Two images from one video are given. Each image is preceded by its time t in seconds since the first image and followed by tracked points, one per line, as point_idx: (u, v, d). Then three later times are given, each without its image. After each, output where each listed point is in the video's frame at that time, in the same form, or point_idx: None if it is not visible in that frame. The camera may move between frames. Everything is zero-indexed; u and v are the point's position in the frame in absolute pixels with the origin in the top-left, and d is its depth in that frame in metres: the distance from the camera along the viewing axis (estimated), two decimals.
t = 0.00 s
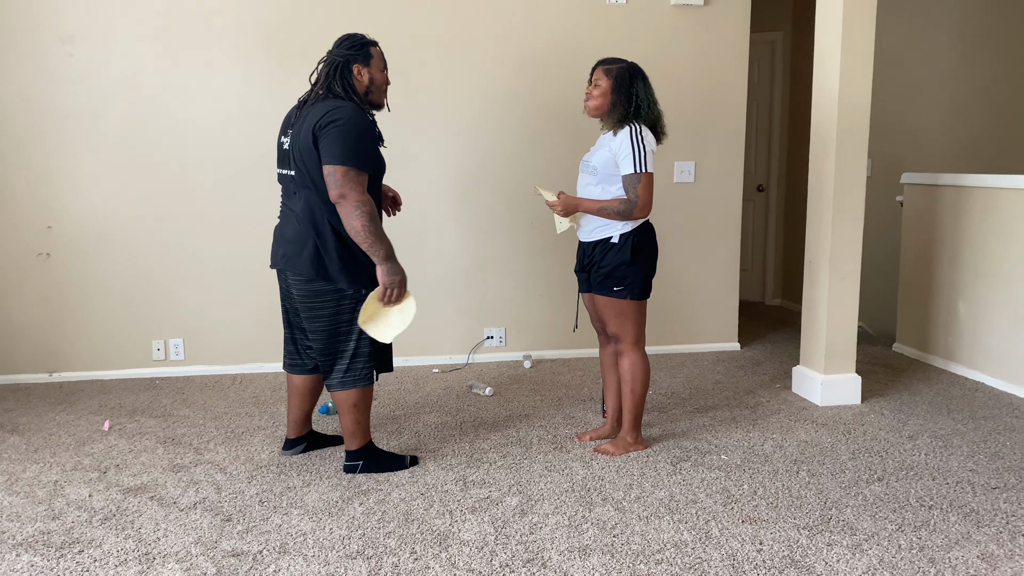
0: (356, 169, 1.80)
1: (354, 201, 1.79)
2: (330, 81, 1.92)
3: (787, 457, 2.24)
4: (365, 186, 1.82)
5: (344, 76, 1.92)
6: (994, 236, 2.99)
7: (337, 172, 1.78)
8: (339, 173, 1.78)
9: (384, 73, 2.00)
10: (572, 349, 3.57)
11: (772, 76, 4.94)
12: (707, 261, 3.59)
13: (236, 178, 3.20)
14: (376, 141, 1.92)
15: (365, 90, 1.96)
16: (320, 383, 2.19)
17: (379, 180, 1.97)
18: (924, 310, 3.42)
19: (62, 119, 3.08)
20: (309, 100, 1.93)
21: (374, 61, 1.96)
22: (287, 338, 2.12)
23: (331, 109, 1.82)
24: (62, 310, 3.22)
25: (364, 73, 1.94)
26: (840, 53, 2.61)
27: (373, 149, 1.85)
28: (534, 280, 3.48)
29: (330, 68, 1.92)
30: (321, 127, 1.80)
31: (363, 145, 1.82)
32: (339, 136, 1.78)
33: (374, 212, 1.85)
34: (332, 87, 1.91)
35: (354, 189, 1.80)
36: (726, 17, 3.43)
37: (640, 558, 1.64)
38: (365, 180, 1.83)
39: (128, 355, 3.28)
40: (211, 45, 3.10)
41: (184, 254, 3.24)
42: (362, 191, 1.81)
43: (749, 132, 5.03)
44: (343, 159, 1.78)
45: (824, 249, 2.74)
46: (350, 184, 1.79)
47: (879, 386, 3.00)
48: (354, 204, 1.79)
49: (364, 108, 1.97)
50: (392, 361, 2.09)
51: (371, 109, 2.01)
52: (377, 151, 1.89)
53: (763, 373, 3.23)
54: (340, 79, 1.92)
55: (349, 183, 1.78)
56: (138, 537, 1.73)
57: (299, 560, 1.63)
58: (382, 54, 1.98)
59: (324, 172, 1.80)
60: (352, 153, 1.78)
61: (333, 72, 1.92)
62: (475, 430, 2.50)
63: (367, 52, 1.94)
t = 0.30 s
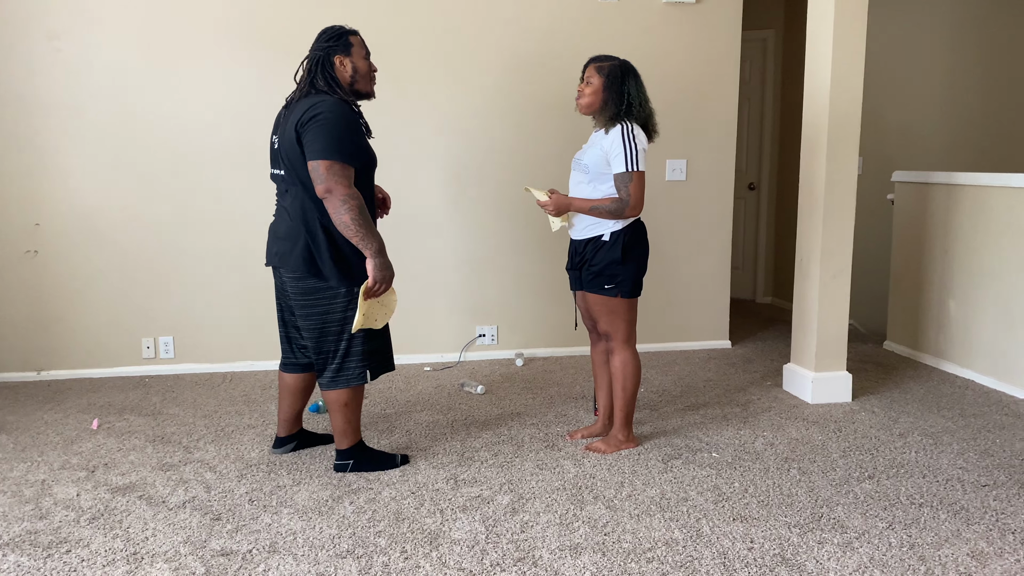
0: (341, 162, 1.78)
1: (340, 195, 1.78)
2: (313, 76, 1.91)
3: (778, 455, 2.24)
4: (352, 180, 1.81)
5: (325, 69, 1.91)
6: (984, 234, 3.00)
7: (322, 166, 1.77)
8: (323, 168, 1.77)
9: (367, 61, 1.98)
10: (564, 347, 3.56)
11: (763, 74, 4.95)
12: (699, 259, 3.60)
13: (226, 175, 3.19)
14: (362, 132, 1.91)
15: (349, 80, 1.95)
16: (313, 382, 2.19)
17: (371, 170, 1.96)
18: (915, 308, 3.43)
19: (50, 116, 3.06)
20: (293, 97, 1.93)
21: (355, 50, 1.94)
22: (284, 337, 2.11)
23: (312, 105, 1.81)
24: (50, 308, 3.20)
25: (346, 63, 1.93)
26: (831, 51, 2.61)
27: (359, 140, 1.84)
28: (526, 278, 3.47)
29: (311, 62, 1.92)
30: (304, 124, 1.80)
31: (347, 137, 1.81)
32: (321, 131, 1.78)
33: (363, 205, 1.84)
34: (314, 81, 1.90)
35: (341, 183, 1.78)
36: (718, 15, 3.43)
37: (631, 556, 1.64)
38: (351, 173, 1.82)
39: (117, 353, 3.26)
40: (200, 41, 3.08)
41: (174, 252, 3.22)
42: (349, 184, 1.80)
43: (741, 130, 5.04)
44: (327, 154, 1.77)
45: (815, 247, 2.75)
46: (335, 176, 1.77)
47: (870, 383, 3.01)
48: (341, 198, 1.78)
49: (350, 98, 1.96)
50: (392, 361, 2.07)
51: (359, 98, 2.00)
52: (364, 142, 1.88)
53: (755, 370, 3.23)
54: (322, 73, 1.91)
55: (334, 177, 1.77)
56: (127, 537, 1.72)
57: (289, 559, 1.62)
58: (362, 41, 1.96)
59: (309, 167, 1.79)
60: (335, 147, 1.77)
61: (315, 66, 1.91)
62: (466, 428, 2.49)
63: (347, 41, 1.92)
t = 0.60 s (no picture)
0: (338, 162, 1.78)
1: (341, 194, 1.79)
2: (301, 75, 1.90)
3: (770, 452, 2.24)
4: (350, 177, 1.81)
5: (313, 67, 1.90)
6: (974, 230, 3.02)
7: (319, 168, 1.76)
8: (321, 169, 1.77)
9: (355, 58, 1.98)
10: (556, 345, 3.57)
11: (754, 71, 4.96)
12: (691, 257, 3.60)
13: (216, 174, 3.18)
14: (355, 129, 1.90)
15: (337, 78, 1.94)
16: (306, 382, 2.18)
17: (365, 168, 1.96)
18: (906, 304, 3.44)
19: (38, 115, 3.04)
20: (283, 98, 1.92)
21: (342, 47, 1.94)
22: (279, 337, 2.11)
23: (305, 105, 1.80)
24: (39, 308, 3.18)
25: (334, 61, 1.92)
26: (821, 50, 2.62)
27: (354, 137, 1.84)
28: (517, 276, 3.47)
29: (298, 61, 1.91)
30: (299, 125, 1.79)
31: (341, 136, 1.80)
32: (315, 131, 1.77)
33: (364, 200, 1.84)
34: (303, 81, 1.90)
35: (340, 182, 1.78)
36: (708, 13, 3.43)
37: (624, 554, 1.64)
38: (349, 171, 1.82)
39: (108, 353, 3.24)
40: (190, 40, 3.07)
41: (165, 252, 3.20)
42: (348, 183, 1.80)
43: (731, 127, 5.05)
44: (323, 154, 1.76)
45: (806, 244, 2.75)
46: (334, 177, 1.77)
47: (861, 380, 3.02)
48: (343, 197, 1.79)
49: (338, 96, 1.95)
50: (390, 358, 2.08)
51: (348, 95, 2.00)
52: (358, 140, 1.87)
53: (746, 368, 3.24)
54: (309, 71, 1.90)
55: (333, 177, 1.77)
56: (118, 538, 1.71)
57: (281, 559, 1.61)
58: (349, 38, 1.96)
59: (307, 169, 1.79)
60: (331, 146, 1.77)
61: (303, 65, 1.90)
62: (458, 426, 2.49)
63: (334, 38, 1.92)
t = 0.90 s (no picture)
0: (347, 164, 1.79)
1: (351, 196, 1.80)
2: (297, 78, 1.90)
3: (766, 449, 2.25)
4: (357, 179, 1.83)
5: (310, 70, 1.90)
6: (967, 227, 3.03)
7: (331, 170, 1.77)
8: (332, 171, 1.77)
9: (348, 61, 1.98)
10: (552, 345, 3.57)
11: (747, 70, 4.98)
12: (686, 256, 3.61)
13: (210, 176, 3.18)
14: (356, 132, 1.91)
15: (332, 81, 1.94)
16: (303, 382, 2.18)
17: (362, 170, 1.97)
18: (899, 302, 3.46)
19: (33, 118, 3.04)
20: (282, 102, 1.90)
21: (336, 50, 1.94)
22: (273, 339, 2.11)
23: (311, 107, 1.80)
24: (34, 311, 3.17)
25: (330, 64, 1.92)
26: (813, 48, 2.63)
27: (358, 140, 1.85)
28: (513, 276, 3.48)
29: (293, 64, 1.90)
30: (307, 128, 1.79)
31: (348, 138, 1.81)
32: (327, 132, 1.77)
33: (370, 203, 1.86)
34: (300, 84, 1.89)
35: (350, 185, 1.80)
36: (701, 12, 3.44)
37: (621, 552, 1.65)
38: (356, 173, 1.83)
39: (103, 356, 3.24)
40: (183, 42, 3.07)
41: (160, 254, 3.20)
42: (357, 185, 1.81)
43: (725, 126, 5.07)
44: (335, 156, 1.77)
45: (800, 242, 2.76)
46: (345, 180, 1.78)
47: (855, 377, 3.03)
48: (352, 199, 1.80)
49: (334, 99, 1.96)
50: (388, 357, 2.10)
51: (341, 98, 2.00)
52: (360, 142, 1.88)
53: (741, 366, 3.25)
54: (306, 75, 1.90)
55: (343, 179, 1.78)
56: (115, 540, 1.71)
57: (278, 559, 1.62)
58: (343, 41, 1.96)
59: (316, 172, 1.79)
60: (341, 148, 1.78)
61: (299, 69, 1.90)
62: (455, 427, 2.49)
63: (329, 42, 1.91)
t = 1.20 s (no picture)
0: (351, 170, 1.80)
1: (356, 202, 1.81)
2: (297, 83, 1.89)
3: (764, 450, 2.25)
4: (361, 185, 1.84)
5: (310, 76, 1.90)
6: (965, 227, 3.04)
7: (336, 177, 1.78)
8: (337, 178, 1.78)
9: (348, 68, 1.98)
10: (551, 347, 3.57)
11: (745, 71, 4.98)
12: (684, 257, 3.61)
13: (208, 180, 3.18)
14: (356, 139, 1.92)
15: (332, 87, 1.95)
16: (300, 386, 2.18)
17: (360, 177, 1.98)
18: (898, 302, 3.46)
19: (30, 124, 3.04)
20: (281, 106, 1.90)
21: (337, 57, 1.94)
22: (270, 341, 2.10)
23: (313, 113, 1.80)
24: (32, 317, 3.17)
25: (330, 71, 1.92)
26: (809, 49, 2.63)
27: (358, 147, 1.85)
28: (511, 278, 3.48)
29: (293, 69, 1.90)
30: (309, 134, 1.78)
31: (350, 145, 1.82)
32: (330, 138, 1.78)
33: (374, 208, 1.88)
34: (300, 89, 1.89)
35: (355, 191, 1.81)
36: (697, 14, 3.44)
37: (619, 554, 1.65)
38: (359, 179, 1.84)
39: (102, 361, 3.24)
40: (180, 47, 3.08)
41: (158, 259, 3.20)
42: (361, 191, 1.83)
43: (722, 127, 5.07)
44: (339, 162, 1.78)
45: (797, 243, 2.76)
46: (349, 186, 1.79)
47: (854, 377, 3.03)
48: (357, 205, 1.81)
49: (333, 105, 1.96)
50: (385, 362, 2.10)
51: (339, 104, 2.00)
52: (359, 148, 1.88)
53: (740, 367, 3.25)
54: (306, 80, 1.90)
55: (348, 186, 1.79)
56: (114, 545, 1.71)
57: (277, 564, 1.62)
58: (344, 48, 1.96)
59: (319, 178, 1.79)
60: (344, 154, 1.79)
61: (299, 74, 1.89)
62: (454, 430, 2.49)
63: (330, 49, 1.92)
